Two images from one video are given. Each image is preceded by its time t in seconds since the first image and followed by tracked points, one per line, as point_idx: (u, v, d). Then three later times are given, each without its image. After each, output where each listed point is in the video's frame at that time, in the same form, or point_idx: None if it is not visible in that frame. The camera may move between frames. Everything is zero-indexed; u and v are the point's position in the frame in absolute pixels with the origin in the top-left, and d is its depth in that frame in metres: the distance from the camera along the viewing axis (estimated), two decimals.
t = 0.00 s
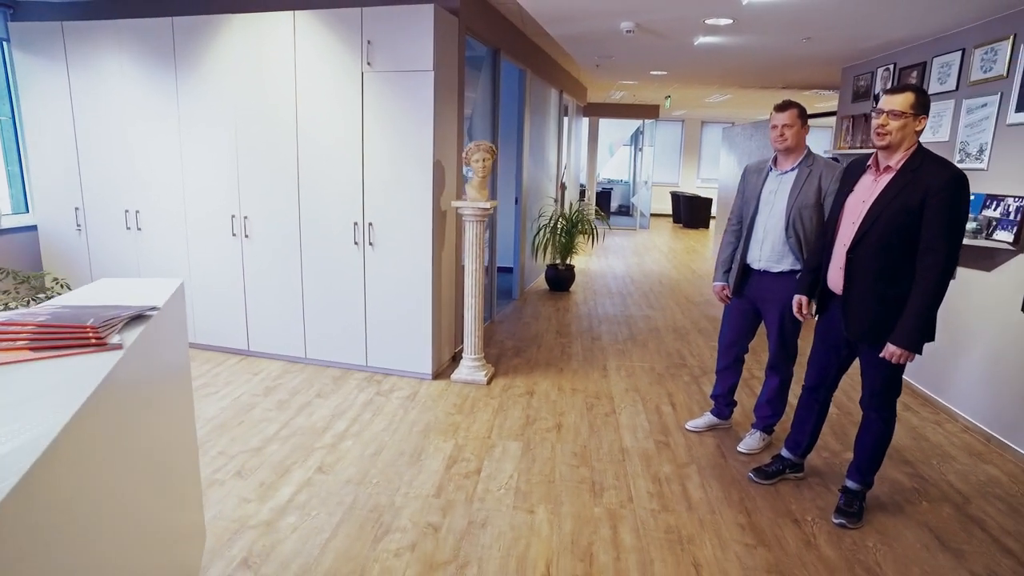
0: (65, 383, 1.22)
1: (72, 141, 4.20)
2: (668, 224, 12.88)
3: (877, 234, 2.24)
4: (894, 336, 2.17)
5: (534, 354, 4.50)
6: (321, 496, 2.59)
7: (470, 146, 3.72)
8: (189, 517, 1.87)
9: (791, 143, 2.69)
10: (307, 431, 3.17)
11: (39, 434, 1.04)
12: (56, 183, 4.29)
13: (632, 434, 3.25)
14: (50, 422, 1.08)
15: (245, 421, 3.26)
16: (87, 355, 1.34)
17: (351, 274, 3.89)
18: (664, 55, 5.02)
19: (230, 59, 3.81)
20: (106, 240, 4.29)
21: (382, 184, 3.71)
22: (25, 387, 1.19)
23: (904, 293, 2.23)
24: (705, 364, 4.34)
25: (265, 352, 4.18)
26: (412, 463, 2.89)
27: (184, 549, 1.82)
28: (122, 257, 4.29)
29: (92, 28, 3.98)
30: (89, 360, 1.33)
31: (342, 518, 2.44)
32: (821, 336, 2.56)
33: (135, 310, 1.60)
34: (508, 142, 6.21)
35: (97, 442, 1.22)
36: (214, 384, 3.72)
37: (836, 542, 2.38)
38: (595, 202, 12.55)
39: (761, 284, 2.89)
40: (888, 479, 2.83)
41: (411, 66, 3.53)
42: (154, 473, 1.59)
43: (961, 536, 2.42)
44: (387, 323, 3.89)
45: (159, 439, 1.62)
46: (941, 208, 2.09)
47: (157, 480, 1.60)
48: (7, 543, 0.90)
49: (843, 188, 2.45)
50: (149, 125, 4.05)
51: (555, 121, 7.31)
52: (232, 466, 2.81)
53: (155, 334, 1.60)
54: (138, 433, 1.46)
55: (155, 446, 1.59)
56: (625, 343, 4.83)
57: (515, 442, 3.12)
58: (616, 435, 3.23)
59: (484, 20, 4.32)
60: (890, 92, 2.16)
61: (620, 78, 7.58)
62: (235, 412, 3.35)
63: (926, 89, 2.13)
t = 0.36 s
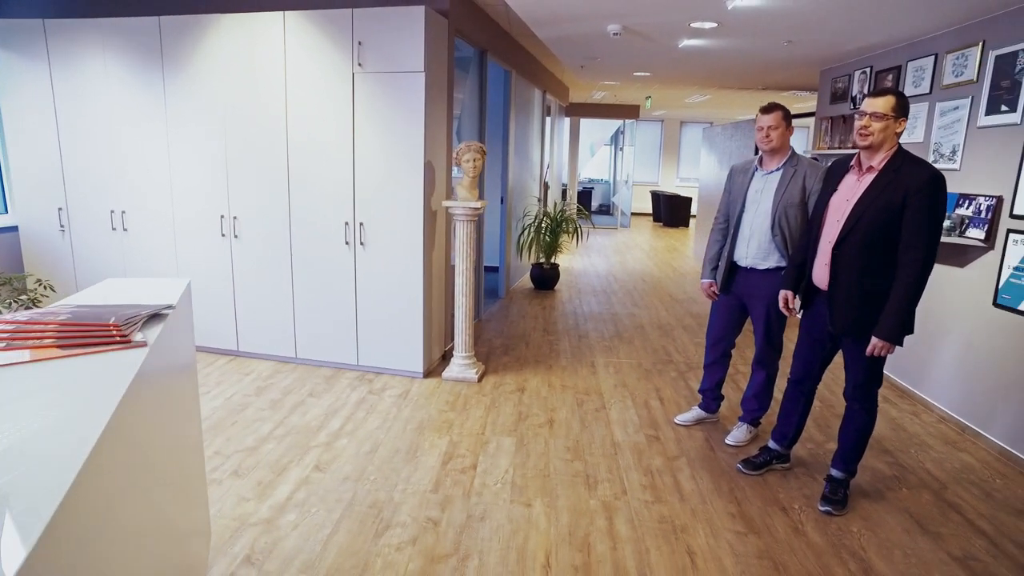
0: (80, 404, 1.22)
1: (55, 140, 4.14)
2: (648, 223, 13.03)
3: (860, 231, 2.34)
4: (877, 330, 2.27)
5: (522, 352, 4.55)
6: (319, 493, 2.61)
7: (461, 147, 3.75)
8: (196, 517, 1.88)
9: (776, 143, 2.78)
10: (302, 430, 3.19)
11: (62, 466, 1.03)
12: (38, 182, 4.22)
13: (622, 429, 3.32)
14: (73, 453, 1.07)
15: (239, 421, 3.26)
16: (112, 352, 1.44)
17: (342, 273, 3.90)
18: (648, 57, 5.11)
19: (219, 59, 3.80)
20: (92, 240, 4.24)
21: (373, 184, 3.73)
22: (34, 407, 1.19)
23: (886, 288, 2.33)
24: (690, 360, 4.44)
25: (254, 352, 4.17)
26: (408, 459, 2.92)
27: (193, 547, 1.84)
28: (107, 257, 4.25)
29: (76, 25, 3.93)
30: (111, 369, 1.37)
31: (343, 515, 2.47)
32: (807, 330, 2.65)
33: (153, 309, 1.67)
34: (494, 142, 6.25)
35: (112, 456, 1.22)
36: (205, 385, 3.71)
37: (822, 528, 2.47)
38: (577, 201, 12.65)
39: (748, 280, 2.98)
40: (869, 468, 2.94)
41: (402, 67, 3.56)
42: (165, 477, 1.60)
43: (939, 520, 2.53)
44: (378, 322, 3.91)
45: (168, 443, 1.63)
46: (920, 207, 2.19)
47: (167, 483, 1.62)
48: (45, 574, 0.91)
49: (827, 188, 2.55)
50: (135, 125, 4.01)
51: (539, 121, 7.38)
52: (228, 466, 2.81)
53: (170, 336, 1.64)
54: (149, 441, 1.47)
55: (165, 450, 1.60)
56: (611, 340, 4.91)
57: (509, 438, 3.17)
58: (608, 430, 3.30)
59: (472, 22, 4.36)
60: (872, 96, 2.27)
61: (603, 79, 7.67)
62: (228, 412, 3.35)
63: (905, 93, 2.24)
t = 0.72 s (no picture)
0: (74, 408, 1.21)
1: (27, 140, 4.05)
2: (627, 223, 13.14)
3: (837, 230, 2.40)
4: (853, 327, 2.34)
5: (505, 352, 4.57)
6: (306, 496, 2.60)
7: (444, 148, 3.77)
8: (183, 518, 1.87)
9: (755, 144, 2.84)
10: (286, 432, 3.17)
11: (57, 470, 1.03)
12: (10, 184, 4.12)
13: (606, 427, 3.36)
14: (69, 458, 1.06)
15: (222, 424, 3.23)
16: (108, 357, 1.42)
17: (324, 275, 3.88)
18: (628, 59, 5.17)
19: (199, 59, 3.76)
20: (68, 243, 4.16)
21: (356, 185, 3.72)
22: (22, 411, 1.19)
23: (862, 286, 2.41)
24: (671, 358, 4.50)
25: (236, 355, 4.12)
26: (395, 460, 2.92)
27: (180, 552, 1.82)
28: (83, 260, 4.17)
29: (49, 24, 3.85)
30: (104, 373, 1.36)
31: (330, 516, 2.46)
32: (786, 327, 2.71)
33: (144, 312, 1.65)
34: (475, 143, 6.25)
35: (109, 461, 1.22)
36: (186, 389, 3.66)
37: (803, 521, 2.53)
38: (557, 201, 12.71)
39: (728, 279, 3.04)
40: (847, 461, 3.02)
41: (384, 67, 3.55)
42: (153, 480, 1.58)
43: (913, 510, 2.61)
44: (361, 323, 3.90)
45: (157, 447, 1.62)
46: (895, 207, 2.27)
47: (156, 486, 1.60)
48: None
49: (805, 189, 2.61)
50: (112, 125, 3.95)
51: (519, 121, 7.39)
52: (212, 469, 2.79)
53: (161, 339, 1.64)
54: (140, 445, 1.46)
55: (154, 453, 1.59)
56: (593, 339, 4.96)
57: (494, 438, 3.18)
58: (592, 428, 3.34)
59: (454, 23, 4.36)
60: (848, 100, 2.33)
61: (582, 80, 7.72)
62: (210, 416, 3.31)
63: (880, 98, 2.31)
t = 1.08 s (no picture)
0: (44, 412, 1.18)
1: None
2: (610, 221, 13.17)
3: (821, 228, 2.42)
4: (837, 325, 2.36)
5: (489, 351, 4.55)
6: (288, 499, 2.56)
7: (426, 147, 3.73)
8: (161, 525, 1.82)
9: (738, 143, 2.85)
10: (268, 435, 3.12)
11: (25, 474, 1.00)
12: None
13: (591, 425, 3.35)
14: (41, 462, 1.04)
15: (202, 427, 3.17)
16: (77, 362, 1.38)
17: (306, 275, 3.83)
18: (610, 57, 5.17)
19: (175, 55, 3.69)
20: (41, 244, 4.06)
21: (337, 184, 3.68)
22: None
23: (845, 284, 2.43)
24: (655, 356, 4.52)
25: (216, 357, 4.06)
26: (378, 462, 2.89)
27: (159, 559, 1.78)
28: (57, 261, 4.07)
29: (20, 19, 3.75)
30: (77, 377, 1.32)
31: (313, 519, 2.43)
32: (770, 325, 2.73)
33: (117, 315, 1.60)
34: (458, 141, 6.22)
35: (83, 465, 1.19)
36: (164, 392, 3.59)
37: (787, 518, 2.55)
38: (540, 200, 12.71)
39: (712, 278, 3.05)
40: (830, 458, 3.05)
41: (365, 65, 3.51)
42: (130, 487, 1.55)
43: (895, 505, 2.64)
44: (344, 324, 3.86)
45: (134, 450, 1.59)
46: (877, 205, 2.29)
47: (133, 493, 1.57)
48: None
49: (788, 187, 2.62)
50: (86, 123, 3.86)
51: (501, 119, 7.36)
52: (192, 473, 2.74)
53: (137, 341, 1.60)
54: (116, 449, 1.42)
55: (130, 458, 1.55)
56: (577, 338, 4.96)
57: (479, 438, 3.17)
58: (576, 427, 3.33)
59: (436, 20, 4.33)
60: (832, 99, 2.35)
61: (565, 79, 7.72)
62: (189, 419, 3.25)
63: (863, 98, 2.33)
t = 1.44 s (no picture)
0: None
1: None
2: (596, 220, 13.15)
3: (805, 226, 2.39)
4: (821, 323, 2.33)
5: (472, 351, 4.49)
6: (263, 506, 2.49)
7: (406, 144, 3.67)
8: (126, 535, 1.77)
9: (721, 139, 2.82)
10: (244, 439, 3.04)
11: None
12: None
13: (574, 427, 3.31)
14: None
15: (176, 432, 3.08)
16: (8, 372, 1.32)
17: (283, 275, 3.75)
18: (593, 54, 5.13)
19: (147, 50, 3.59)
20: (9, 244, 3.94)
21: (315, 182, 3.60)
22: None
23: (829, 282, 2.40)
24: (639, 355, 4.49)
25: (192, 359, 3.96)
26: (356, 466, 2.82)
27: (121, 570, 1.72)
28: (26, 262, 3.95)
29: None
30: (9, 393, 1.26)
31: (288, 527, 2.36)
32: (754, 324, 2.70)
33: (68, 319, 1.53)
34: (440, 139, 6.15)
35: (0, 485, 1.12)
36: (137, 396, 3.50)
37: (772, 519, 2.52)
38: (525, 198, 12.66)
39: (695, 276, 3.02)
40: (814, 457, 3.03)
41: (343, 60, 3.44)
42: (82, 499, 1.48)
43: (879, 504, 2.62)
44: (323, 325, 3.78)
45: (87, 460, 1.52)
46: (862, 203, 2.27)
47: (85, 505, 1.50)
48: None
49: (771, 184, 2.59)
50: (56, 121, 3.75)
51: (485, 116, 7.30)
52: (164, 480, 2.66)
53: (88, 347, 1.53)
54: (57, 462, 1.35)
55: (81, 469, 1.48)
56: (561, 337, 4.92)
57: (460, 440, 3.11)
58: (559, 428, 3.29)
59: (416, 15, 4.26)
60: (816, 94, 2.33)
61: (548, 77, 7.68)
62: (163, 424, 3.16)
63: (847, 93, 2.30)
